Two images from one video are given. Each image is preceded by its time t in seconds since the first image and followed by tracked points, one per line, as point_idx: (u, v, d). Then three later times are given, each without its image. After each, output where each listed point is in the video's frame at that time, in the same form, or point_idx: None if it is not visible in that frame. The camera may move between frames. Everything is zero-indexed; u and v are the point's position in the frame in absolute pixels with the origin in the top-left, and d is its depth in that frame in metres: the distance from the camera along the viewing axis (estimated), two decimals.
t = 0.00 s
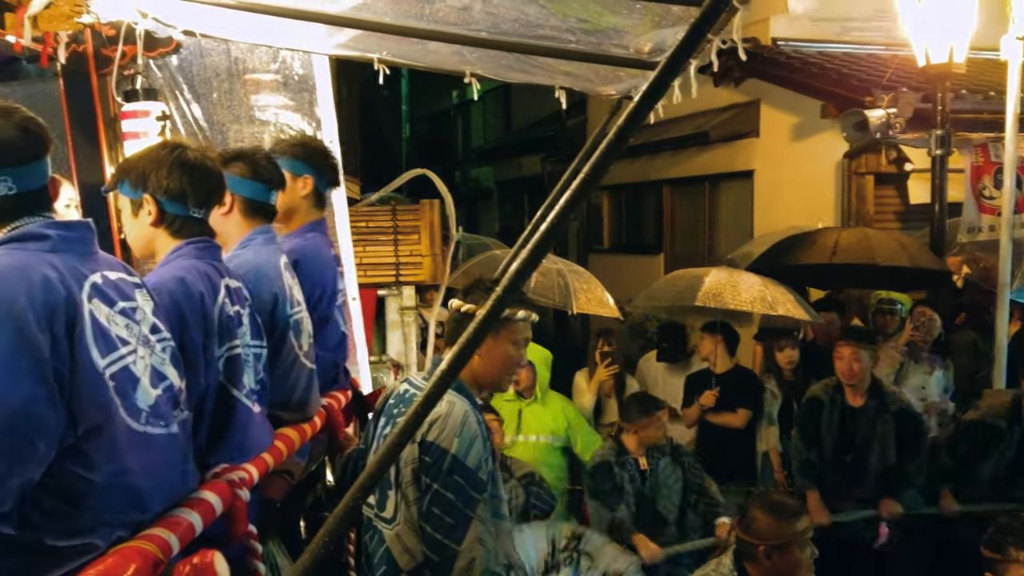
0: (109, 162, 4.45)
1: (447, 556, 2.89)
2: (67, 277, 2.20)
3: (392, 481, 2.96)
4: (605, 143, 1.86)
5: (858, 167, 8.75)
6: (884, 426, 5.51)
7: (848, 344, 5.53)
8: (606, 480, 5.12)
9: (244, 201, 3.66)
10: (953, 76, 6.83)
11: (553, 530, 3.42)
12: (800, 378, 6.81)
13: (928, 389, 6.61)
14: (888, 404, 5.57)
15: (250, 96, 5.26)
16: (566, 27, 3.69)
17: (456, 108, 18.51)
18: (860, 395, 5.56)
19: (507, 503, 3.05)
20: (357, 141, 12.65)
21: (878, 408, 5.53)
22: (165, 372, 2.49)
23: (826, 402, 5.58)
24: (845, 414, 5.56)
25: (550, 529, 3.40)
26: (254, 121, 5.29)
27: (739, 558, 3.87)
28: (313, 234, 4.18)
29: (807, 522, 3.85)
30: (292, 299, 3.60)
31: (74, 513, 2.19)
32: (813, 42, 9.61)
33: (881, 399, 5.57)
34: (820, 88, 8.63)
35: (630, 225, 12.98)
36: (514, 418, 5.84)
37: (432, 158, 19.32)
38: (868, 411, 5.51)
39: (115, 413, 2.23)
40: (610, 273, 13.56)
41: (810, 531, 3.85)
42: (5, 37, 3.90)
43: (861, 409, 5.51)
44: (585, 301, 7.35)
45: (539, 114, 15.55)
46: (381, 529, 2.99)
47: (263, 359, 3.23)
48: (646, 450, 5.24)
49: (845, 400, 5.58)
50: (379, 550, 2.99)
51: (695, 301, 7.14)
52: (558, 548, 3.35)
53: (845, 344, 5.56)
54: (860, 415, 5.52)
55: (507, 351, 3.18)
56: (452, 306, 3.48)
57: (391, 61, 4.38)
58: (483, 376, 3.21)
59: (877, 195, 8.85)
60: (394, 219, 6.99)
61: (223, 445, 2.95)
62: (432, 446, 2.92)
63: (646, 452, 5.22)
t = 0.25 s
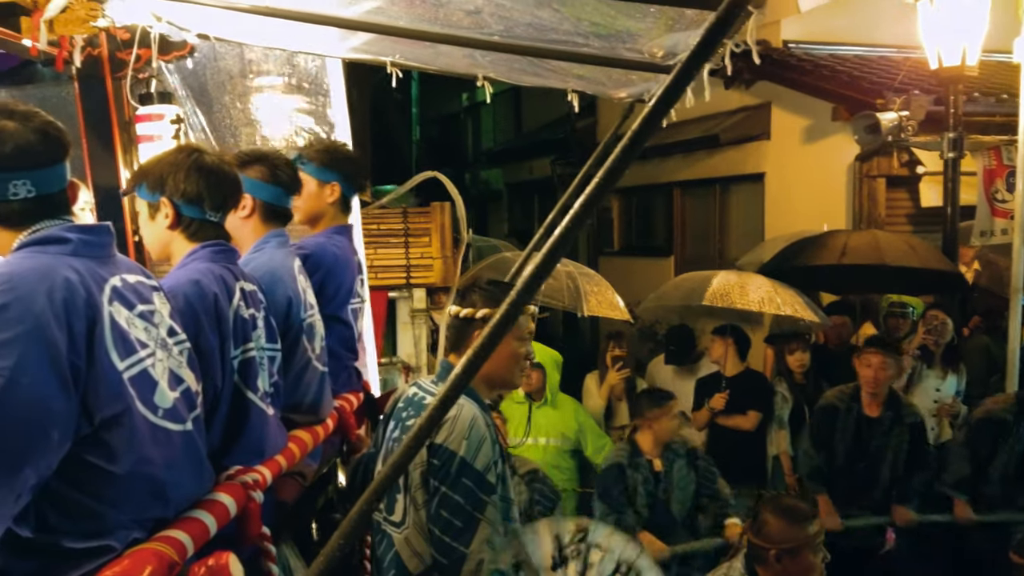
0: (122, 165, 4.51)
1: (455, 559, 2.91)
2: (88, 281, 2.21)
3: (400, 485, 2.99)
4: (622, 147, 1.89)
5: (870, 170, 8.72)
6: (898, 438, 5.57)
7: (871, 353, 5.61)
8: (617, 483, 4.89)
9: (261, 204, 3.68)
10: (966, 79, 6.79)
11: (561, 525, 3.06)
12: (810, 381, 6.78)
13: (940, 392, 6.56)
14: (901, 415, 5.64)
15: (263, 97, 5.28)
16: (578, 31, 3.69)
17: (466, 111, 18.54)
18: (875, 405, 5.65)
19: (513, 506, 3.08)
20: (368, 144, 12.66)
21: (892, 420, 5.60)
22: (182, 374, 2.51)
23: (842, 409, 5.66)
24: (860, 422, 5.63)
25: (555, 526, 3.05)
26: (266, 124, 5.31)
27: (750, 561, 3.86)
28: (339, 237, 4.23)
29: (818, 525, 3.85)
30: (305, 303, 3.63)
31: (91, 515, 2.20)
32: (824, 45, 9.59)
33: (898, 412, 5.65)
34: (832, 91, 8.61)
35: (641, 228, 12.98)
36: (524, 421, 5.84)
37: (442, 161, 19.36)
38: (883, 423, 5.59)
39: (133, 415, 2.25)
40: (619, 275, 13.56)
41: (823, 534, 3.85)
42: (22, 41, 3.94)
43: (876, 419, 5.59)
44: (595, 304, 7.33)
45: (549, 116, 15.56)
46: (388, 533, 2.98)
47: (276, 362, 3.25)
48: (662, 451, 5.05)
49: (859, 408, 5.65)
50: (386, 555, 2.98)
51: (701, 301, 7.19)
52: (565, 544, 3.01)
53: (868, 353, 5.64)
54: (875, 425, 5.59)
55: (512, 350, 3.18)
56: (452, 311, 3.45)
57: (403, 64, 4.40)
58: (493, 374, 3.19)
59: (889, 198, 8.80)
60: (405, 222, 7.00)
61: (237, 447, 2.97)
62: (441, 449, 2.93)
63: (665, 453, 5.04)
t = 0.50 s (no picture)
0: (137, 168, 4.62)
1: (474, 560, 2.89)
2: (108, 284, 2.24)
3: (416, 487, 2.99)
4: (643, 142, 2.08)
5: (879, 173, 8.70)
6: (937, 453, 5.40)
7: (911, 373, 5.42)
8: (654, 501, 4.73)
9: (274, 209, 3.71)
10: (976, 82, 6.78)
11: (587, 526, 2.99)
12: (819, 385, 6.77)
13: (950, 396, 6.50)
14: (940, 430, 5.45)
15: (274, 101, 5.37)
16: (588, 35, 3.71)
17: (475, 114, 18.58)
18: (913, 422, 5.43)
19: (529, 507, 3.08)
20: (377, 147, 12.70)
21: (932, 434, 5.41)
22: (197, 376, 2.54)
23: (881, 429, 5.45)
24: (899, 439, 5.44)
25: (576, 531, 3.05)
26: (276, 127, 5.39)
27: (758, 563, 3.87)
28: (353, 242, 4.23)
29: (827, 528, 3.86)
30: (319, 307, 3.66)
31: (107, 515, 2.22)
32: (833, 48, 9.59)
33: (936, 425, 5.43)
34: (841, 94, 8.60)
35: (650, 230, 12.99)
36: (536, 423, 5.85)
37: (450, 164, 19.40)
38: (921, 438, 5.40)
39: (150, 416, 2.27)
40: (628, 277, 13.58)
41: (831, 537, 3.86)
42: (39, 46, 3.99)
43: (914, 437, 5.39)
44: (604, 307, 7.34)
45: (558, 118, 15.57)
46: (403, 534, 3.00)
47: (289, 364, 3.28)
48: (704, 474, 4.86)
49: (897, 426, 5.45)
50: (400, 555, 3.01)
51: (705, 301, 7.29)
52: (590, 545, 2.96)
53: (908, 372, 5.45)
54: (915, 443, 5.40)
55: (524, 347, 3.16)
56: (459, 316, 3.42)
57: (413, 68, 4.42)
58: (505, 372, 3.18)
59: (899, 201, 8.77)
60: (415, 225, 7.02)
61: (250, 448, 2.99)
62: (458, 450, 2.94)
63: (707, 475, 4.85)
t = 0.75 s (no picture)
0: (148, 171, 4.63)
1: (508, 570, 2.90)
2: (123, 287, 2.27)
3: (448, 494, 2.97)
4: (655, 145, 2.17)
5: (889, 175, 8.68)
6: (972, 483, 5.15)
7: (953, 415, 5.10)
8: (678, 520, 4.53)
9: (287, 213, 3.74)
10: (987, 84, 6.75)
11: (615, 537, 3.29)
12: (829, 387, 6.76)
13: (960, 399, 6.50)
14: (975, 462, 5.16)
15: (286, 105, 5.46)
16: (597, 38, 3.72)
17: (483, 116, 18.61)
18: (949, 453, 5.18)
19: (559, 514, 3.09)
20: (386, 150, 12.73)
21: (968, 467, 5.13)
22: (210, 379, 2.56)
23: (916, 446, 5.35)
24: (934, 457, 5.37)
25: (610, 535, 3.30)
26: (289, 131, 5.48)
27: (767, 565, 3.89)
28: (360, 246, 4.25)
29: (837, 532, 3.86)
30: (331, 311, 3.68)
31: (121, 517, 2.24)
32: (843, 49, 9.57)
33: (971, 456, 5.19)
34: (850, 96, 8.59)
35: (659, 232, 12.99)
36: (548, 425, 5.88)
37: (460, 166, 19.43)
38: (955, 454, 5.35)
39: (165, 418, 2.29)
40: (638, 280, 13.56)
41: (840, 541, 3.85)
42: (53, 51, 4.03)
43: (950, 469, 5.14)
44: (613, 308, 7.35)
45: (567, 121, 15.57)
46: (433, 541, 3.01)
47: (300, 367, 3.31)
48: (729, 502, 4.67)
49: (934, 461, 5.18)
50: (428, 561, 3.02)
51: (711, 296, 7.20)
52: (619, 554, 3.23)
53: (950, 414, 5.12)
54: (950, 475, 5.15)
55: (553, 345, 3.23)
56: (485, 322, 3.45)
57: (424, 71, 4.45)
58: (538, 373, 3.23)
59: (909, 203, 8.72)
60: (425, 227, 7.07)
61: (261, 450, 3.02)
62: (493, 459, 2.92)
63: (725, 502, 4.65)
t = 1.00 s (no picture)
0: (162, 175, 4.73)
1: None
2: (139, 291, 2.28)
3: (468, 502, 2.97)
4: (671, 145, 2.17)
5: (901, 178, 8.62)
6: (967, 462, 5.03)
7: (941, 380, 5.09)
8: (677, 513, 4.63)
9: (291, 217, 3.74)
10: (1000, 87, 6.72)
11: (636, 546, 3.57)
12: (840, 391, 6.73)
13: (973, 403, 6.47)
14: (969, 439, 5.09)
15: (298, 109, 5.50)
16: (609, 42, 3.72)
17: (492, 118, 18.62)
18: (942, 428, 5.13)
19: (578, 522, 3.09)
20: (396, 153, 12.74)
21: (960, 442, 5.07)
22: (225, 383, 2.57)
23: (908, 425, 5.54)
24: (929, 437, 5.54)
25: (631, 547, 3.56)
26: (300, 135, 5.51)
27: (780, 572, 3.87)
28: (365, 248, 4.27)
29: (850, 537, 3.84)
30: (343, 314, 3.68)
31: (136, 520, 2.24)
32: (855, 52, 9.55)
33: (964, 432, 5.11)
34: (862, 98, 8.56)
35: (669, 235, 12.97)
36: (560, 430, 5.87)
37: (469, 168, 19.45)
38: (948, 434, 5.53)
39: (180, 422, 2.30)
40: (648, 283, 13.53)
41: (852, 545, 3.83)
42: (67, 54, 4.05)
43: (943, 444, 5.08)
44: (624, 310, 7.34)
45: (577, 123, 15.56)
46: (452, 548, 3.00)
47: (311, 369, 3.31)
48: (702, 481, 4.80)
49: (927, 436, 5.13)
50: (447, 568, 3.02)
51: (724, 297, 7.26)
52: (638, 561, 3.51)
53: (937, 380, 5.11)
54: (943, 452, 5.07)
55: (572, 350, 3.25)
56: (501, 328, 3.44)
57: (435, 74, 4.46)
58: (556, 378, 3.24)
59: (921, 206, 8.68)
60: (435, 230, 7.08)
61: (274, 453, 3.03)
62: (518, 469, 2.92)
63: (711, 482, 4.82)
